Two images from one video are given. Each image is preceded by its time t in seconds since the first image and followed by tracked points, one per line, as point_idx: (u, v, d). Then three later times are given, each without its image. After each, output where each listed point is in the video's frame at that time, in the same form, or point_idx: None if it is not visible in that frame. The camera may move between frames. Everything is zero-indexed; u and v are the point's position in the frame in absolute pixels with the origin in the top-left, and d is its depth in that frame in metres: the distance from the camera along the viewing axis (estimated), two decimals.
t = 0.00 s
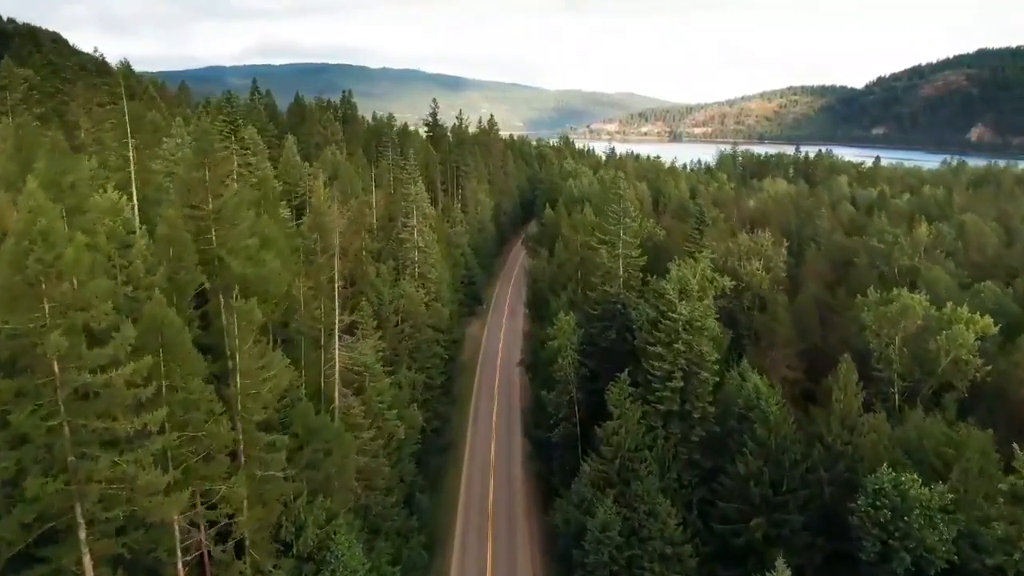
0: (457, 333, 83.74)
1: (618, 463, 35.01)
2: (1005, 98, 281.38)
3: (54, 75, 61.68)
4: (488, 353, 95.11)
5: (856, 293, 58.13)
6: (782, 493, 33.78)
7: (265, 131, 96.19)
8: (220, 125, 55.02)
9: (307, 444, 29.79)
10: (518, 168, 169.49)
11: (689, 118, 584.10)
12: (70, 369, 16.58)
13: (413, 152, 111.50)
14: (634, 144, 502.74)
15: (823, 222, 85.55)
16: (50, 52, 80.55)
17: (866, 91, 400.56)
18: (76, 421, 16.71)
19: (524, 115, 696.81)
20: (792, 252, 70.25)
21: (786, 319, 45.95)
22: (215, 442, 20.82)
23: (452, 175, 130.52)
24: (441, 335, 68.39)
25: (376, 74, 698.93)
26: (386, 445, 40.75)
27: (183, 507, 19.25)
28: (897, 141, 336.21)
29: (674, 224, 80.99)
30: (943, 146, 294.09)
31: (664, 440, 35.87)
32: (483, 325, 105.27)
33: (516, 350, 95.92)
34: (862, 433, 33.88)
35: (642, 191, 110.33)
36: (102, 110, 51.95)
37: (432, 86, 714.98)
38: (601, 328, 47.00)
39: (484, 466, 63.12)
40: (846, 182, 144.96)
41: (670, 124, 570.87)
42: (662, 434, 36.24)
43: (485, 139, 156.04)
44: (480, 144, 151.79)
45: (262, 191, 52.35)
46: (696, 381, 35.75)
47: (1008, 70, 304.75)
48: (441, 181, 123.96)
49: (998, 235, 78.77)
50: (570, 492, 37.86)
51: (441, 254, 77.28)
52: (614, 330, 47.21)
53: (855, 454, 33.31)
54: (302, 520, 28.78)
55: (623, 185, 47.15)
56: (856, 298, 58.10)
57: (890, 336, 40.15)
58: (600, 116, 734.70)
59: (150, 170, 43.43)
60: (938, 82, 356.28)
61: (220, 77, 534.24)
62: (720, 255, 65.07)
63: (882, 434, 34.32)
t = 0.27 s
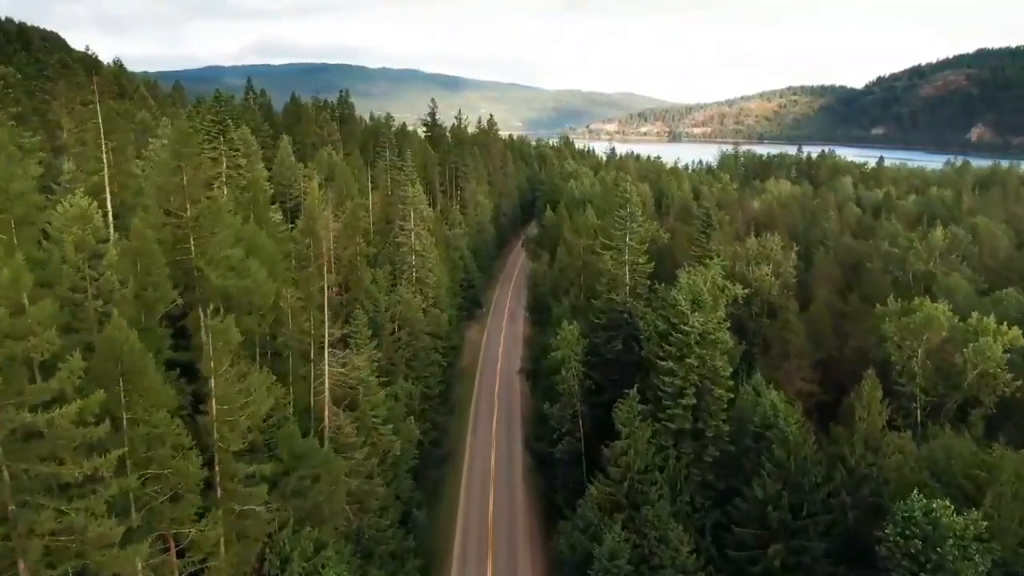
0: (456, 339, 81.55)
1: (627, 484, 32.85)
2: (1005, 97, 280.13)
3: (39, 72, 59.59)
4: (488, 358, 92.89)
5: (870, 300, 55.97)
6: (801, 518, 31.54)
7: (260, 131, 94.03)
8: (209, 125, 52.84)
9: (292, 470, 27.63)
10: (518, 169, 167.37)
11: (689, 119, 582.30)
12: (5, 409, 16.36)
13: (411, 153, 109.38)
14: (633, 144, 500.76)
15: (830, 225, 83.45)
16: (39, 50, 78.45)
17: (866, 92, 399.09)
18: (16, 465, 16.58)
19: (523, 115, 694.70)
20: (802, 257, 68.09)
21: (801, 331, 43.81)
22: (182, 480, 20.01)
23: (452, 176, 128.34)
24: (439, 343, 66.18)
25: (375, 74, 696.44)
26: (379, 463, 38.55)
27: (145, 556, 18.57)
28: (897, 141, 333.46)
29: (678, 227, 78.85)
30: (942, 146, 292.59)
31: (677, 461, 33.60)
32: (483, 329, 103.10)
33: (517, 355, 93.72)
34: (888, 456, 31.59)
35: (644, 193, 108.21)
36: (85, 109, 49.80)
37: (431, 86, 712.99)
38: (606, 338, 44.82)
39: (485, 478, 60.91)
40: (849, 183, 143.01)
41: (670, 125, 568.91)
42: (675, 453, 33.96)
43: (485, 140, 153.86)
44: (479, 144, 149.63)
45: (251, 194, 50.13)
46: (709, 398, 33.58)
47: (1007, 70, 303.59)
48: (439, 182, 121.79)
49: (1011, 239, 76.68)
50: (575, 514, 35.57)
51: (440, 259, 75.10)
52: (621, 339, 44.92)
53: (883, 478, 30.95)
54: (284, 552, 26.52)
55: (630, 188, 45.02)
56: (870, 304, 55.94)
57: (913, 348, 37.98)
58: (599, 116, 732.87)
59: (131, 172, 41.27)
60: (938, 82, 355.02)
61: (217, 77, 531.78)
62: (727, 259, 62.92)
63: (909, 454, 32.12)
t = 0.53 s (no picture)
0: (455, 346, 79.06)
1: (639, 516, 30.27)
2: (1005, 97, 277.92)
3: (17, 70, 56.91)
4: (488, 365, 90.40)
5: (888, 308, 53.53)
6: (829, 552, 28.99)
7: (253, 132, 91.57)
8: (194, 126, 50.40)
9: (274, 506, 25.19)
10: (517, 170, 164.74)
11: (688, 118, 579.94)
12: None
13: (408, 153, 106.82)
14: (632, 144, 497.91)
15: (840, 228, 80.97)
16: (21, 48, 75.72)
17: (866, 91, 396.97)
18: None
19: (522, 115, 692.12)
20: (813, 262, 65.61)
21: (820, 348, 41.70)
22: (135, 538, 19.25)
23: (450, 177, 125.75)
24: (437, 352, 63.72)
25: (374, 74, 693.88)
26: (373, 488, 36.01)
27: None
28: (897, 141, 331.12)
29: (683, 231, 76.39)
30: (942, 146, 290.40)
31: (693, 489, 31.03)
32: (482, 334, 100.54)
33: (517, 361, 91.23)
34: (923, 483, 28.92)
35: (647, 195, 105.72)
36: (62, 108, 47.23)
37: (430, 86, 710.05)
38: (613, 351, 42.33)
39: (486, 494, 58.46)
40: (854, 184, 140.58)
41: (669, 124, 566.39)
42: (691, 481, 31.37)
43: (484, 140, 151.29)
44: (478, 145, 147.10)
45: (238, 198, 47.63)
46: (728, 421, 31.09)
47: (1008, 70, 301.70)
48: (438, 184, 119.30)
49: None
50: (582, 546, 33.02)
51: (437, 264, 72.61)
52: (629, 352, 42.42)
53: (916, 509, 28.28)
54: None
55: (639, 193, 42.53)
56: (888, 313, 53.48)
57: (943, 364, 35.54)
58: (598, 116, 730.48)
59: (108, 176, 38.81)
60: (938, 82, 353.04)
61: (215, 77, 529.12)
62: (737, 265, 60.47)
63: (944, 483, 29.68)
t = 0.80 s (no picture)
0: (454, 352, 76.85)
1: (652, 547, 28.09)
2: (1005, 97, 276.06)
3: None
4: (488, 370, 88.15)
5: (904, 316, 51.36)
6: None
7: (247, 132, 89.57)
8: (180, 127, 48.25)
9: (254, 543, 23.06)
10: (516, 171, 162.49)
11: (687, 118, 577.92)
12: None
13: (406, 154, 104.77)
14: (630, 144, 495.62)
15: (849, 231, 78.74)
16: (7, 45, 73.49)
17: (866, 91, 395.22)
18: None
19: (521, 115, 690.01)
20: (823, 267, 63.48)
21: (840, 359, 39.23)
22: None
23: (449, 178, 123.57)
24: (435, 360, 61.64)
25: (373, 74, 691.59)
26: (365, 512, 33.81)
27: None
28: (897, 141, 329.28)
29: (688, 234, 74.24)
30: (942, 146, 288.56)
31: (710, 518, 28.84)
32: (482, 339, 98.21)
33: (518, 367, 88.94)
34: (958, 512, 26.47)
35: (649, 196, 103.55)
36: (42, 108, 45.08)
37: (428, 86, 707.60)
38: (620, 364, 40.15)
39: (486, 508, 56.30)
40: (858, 186, 138.43)
41: (668, 124, 564.22)
42: (707, 508, 29.19)
43: (484, 140, 149.06)
44: (478, 145, 144.88)
45: (226, 203, 45.60)
46: (747, 444, 28.92)
47: (1007, 70, 299.94)
48: (437, 185, 117.19)
49: None
50: None
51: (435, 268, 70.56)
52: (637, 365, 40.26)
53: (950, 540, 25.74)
54: None
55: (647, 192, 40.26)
56: (905, 321, 51.26)
57: (973, 381, 33.36)
58: (598, 116, 728.38)
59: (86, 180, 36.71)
60: (938, 82, 351.13)
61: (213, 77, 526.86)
62: (746, 271, 58.39)
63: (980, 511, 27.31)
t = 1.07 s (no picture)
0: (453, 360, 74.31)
1: None
2: (1006, 97, 273.75)
3: None
4: (488, 378, 85.63)
5: (925, 325, 48.79)
6: None
7: (239, 133, 87.27)
8: (162, 128, 45.70)
9: None
10: (516, 171, 159.92)
11: (686, 118, 575.54)
12: None
13: (403, 155, 102.34)
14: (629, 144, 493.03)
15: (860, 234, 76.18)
16: None
17: (867, 91, 392.97)
18: None
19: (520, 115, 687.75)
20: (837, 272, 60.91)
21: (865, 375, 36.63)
22: None
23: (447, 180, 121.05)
24: (433, 370, 59.15)
25: (372, 74, 689.38)
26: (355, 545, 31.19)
27: None
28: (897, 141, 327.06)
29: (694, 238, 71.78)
30: (943, 146, 286.33)
31: (732, 557, 26.25)
32: (481, 345, 95.65)
33: (518, 374, 86.36)
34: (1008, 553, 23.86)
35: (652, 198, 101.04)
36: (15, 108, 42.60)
37: (427, 86, 705.06)
38: (629, 381, 37.60)
39: (486, 526, 53.74)
40: (862, 187, 135.93)
41: (668, 125, 561.87)
42: (729, 545, 26.61)
43: (483, 140, 146.66)
44: (477, 145, 142.44)
45: (210, 208, 43.17)
46: (772, 475, 26.32)
47: (1008, 70, 297.77)
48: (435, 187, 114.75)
49: None
50: None
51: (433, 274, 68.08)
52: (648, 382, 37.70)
53: None
54: None
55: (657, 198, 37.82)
56: (926, 331, 48.65)
57: (1013, 402, 30.72)
58: (597, 116, 725.89)
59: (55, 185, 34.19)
60: (938, 82, 349.09)
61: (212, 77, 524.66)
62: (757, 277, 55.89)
63: None
